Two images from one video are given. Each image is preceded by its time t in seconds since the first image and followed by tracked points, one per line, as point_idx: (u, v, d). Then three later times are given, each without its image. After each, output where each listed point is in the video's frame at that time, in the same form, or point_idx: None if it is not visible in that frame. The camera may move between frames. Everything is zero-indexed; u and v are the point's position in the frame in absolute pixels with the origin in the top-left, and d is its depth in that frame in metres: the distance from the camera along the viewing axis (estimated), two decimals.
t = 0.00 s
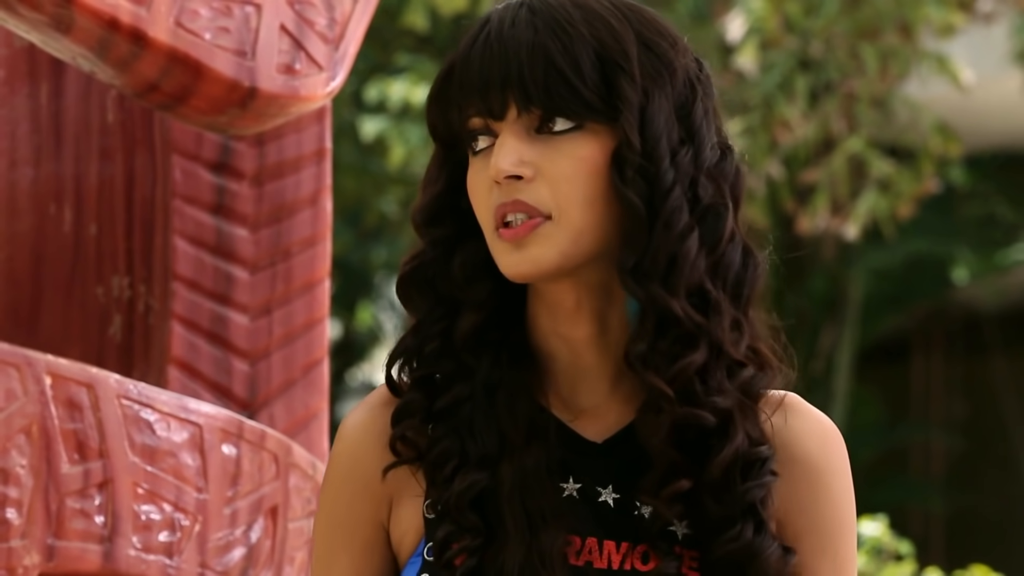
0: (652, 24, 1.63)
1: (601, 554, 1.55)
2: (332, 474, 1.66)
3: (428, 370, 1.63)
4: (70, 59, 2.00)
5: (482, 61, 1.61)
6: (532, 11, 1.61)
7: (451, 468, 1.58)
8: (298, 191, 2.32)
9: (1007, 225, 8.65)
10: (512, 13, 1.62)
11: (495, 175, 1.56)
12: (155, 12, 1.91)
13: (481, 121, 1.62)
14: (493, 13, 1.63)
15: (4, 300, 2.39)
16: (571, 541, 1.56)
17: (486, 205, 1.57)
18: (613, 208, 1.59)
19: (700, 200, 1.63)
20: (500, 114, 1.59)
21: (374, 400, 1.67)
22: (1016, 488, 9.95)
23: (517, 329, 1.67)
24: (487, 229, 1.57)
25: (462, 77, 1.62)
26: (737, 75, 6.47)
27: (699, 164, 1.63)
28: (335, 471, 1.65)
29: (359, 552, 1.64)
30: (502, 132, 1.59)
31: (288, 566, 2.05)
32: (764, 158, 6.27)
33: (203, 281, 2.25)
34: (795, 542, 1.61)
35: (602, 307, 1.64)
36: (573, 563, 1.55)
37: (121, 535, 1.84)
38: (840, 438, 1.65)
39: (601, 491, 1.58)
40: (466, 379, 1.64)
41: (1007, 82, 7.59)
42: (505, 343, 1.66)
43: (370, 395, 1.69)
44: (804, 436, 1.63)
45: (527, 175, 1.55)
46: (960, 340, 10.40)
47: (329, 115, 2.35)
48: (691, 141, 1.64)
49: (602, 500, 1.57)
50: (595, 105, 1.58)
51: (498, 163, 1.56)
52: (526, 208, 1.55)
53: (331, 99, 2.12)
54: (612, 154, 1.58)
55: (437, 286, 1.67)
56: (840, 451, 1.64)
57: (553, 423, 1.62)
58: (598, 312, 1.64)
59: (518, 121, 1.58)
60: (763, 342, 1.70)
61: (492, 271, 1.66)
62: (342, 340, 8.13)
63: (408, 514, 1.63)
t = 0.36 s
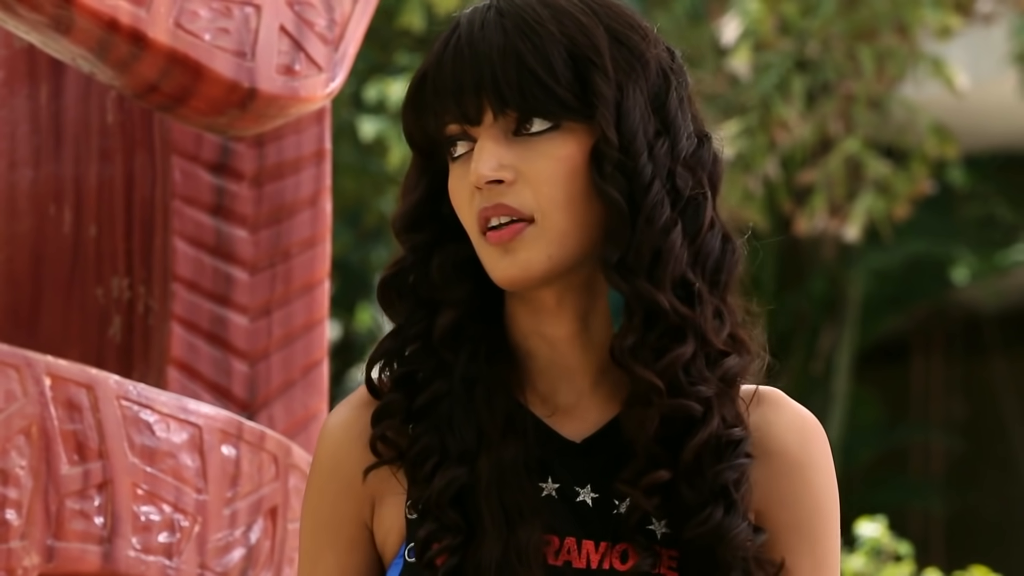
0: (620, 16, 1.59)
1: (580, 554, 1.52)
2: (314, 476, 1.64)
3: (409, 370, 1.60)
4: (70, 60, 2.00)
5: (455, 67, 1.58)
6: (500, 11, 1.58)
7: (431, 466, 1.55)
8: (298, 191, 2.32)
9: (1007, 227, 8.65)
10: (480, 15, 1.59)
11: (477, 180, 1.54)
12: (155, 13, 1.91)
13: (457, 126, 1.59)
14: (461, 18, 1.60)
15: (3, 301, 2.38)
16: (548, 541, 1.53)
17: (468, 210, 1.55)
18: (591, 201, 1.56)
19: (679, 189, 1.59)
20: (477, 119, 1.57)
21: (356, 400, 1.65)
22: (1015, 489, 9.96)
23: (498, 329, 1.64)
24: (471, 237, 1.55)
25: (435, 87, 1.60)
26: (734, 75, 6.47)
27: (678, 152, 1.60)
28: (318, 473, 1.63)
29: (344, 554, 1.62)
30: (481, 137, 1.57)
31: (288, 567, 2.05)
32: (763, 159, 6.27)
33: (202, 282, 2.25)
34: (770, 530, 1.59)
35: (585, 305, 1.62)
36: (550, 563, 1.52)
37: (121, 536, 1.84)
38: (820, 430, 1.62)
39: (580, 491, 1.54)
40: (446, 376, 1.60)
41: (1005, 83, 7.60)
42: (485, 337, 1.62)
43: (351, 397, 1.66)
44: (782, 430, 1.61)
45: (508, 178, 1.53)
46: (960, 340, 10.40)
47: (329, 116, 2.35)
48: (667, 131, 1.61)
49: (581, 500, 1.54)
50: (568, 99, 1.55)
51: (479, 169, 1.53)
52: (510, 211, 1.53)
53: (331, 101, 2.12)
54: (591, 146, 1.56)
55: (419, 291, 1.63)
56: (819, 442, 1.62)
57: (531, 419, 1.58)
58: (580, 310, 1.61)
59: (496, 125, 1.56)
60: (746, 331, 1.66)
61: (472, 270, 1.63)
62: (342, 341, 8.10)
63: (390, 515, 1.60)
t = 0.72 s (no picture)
0: (614, 18, 1.60)
1: (569, 552, 1.52)
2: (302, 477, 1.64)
3: (398, 370, 1.61)
4: (70, 61, 2.00)
5: (445, 64, 1.58)
6: (494, 10, 1.58)
7: (419, 465, 1.55)
8: (298, 193, 2.32)
9: (1006, 228, 8.65)
10: (473, 12, 1.59)
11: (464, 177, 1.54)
12: (156, 14, 1.92)
13: (446, 122, 1.59)
14: (454, 14, 1.60)
15: (4, 302, 2.38)
16: (538, 540, 1.52)
17: (456, 207, 1.55)
18: (581, 202, 1.56)
19: (669, 191, 1.59)
20: (466, 115, 1.56)
21: (344, 398, 1.66)
22: (1014, 491, 9.97)
23: (488, 328, 1.64)
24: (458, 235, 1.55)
25: (425, 79, 1.60)
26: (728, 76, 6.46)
27: (668, 156, 1.60)
28: (306, 473, 1.64)
29: (332, 555, 1.62)
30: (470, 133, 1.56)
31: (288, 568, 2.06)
32: (752, 159, 6.28)
33: (202, 283, 2.25)
34: (761, 533, 1.59)
35: (574, 304, 1.62)
36: (540, 562, 1.52)
37: (121, 537, 1.84)
38: (809, 429, 1.62)
39: (569, 489, 1.54)
40: (434, 374, 1.60)
41: (1002, 84, 7.60)
42: (476, 335, 1.63)
43: (340, 397, 1.66)
44: (772, 431, 1.60)
45: (496, 176, 1.53)
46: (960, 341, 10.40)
47: (329, 117, 2.35)
48: (657, 134, 1.61)
49: (570, 498, 1.54)
50: (558, 98, 1.55)
51: (467, 165, 1.53)
52: (497, 210, 1.53)
53: (331, 102, 2.12)
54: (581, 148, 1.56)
55: (409, 289, 1.64)
56: (809, 443, 1.61)
57: (519, 419, 1.58)
58: (567, 312, 1.61)
59: (485, 121, 1.56)
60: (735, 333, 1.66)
61: (462, 270, 1.64)
62: (341, 343, 8.08)
63: (379, 514, 1.60)
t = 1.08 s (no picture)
0: (604, 16, 1.60)
1: (549, 544, 1.51)
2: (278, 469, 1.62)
3: (376, 361, 1.60)
4: (70, 61, 2.00)
5: (435, 54, 1.58)
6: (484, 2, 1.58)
7: (399, 456, 1.54)
8: (298, 193, 2.32)
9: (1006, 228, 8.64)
10: (464, 4, 1.59)
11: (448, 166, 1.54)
12: (155, 13, 1.92)
13: (433, 112, 1.59)
14: (444, 6, 1.60)
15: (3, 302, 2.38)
16: (518, 533, 1.51)
17: (438, 197, 1.55)
18: (566, 197, 1.56)
19: (654, 190, 1.60)
20: (454, 106, 1.56)
21: (321, 392, 1.65)
22: (1014, 491, 9.98)
23: (464, 320, 1.64)
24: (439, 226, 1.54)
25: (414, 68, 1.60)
26: (726, 75, 6.45)
27: (654, 154, 1.60)
28: (282, 465, 1.62)
29: (306, 548, 1.61)
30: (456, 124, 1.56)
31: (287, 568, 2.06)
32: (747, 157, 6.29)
33: (202, 282, 2.25)
34: (742, 528, 1.59)
35: (553, 298, 1.61)
36: (520, 555, 1.51)
37: (121, 537, 1.84)
38: (788, 422, 1.62)
39: (548, 481, 1.54)
40: (413, 366, 1.60)
41: (1002, 85, 7.61)
42: (456, 328, 1.63)
43: (317, 391, 1.66)
44: (750, 424, 1.60)
45: (481, 167, 1.53)
46: (960, 341, 10.38)
47: (329, 117, 2.35)
48: (644, 133, 1.61)
49: (549, 490, 1.53)
50: (544, 92, 1.55)
51: (452, 155, 1.53)
52: (481, 201, 1.53)
53: (331, 102, 2.12)
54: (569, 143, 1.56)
55: (388, 280, 1.64)
56: (787, 434, 1.61)
57: (500, 411, 1.58)
58: (548, 308, 1.61)
59: (471, 114, 1.56)
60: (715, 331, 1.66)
61: (443, 263, 1.64)
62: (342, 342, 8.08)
63: (355, 505, 1.59)
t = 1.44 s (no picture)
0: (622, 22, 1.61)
1: (531, 534, 1.51)
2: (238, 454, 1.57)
3: (348, 340, 1.57)
4: (70, 59, 2.00)
5: (458, 26, 1.56)
6: None
7: (376, 443, 1.52)
8: (298, 191, 2.31)
9: (1006, 225, 8.63)
10: None
11: (453, 144, 1.52)
12: (155, 12, 1.92)
13: (440, 85, 1.56)
14: None
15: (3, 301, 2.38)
16: (500, 523, 1.50)
17: (438, 172, 1.52)
18: (572, 188, 1.56)
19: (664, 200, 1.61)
20: (468, 81, 1.54)
21: (286, 375, 1.60)
22: (1014, 490, 9.99)
23: (437, 301, 1.62)
24: (435, 206, 1.52)
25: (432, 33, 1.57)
26: (725, 72, 6.44)
27: (662, 163, 1.62)
28: (244, 451, 1.57)
29: (266, 530, 1.57)
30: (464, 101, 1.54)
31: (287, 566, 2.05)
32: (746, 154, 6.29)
33: (202, 280, 2.25)
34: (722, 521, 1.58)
35: (533, 288, 1.59)
36: (503, 545, 1.50)
37: (121, 535, 1.84)
38: (756, 412, 1.61)
39: (527, 471, 1.52)
40: (390, 350, 1.57)
41: (1001, 83, 7.60)
42: (431, 316, 1.60)
43: (282, 373, 1.61)
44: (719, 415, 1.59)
45: (492, 145, 1.51)
46: (959, 339, 10.35)
47: (329, 115, 2.34)
48: (651, 140, 1.62)
49: (528, 480, 1.52)
50: (565, 92, 1.55)
51: (464, 132, 1.51)
52: (486, 179, 1.51)
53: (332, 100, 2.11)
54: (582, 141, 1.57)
55: (363, 254, 1.61)
56: (755, 425, 1.60)
57: (478, 400, 1.56)
58: (526, 298, 1.59)
59: (483, 93, 1.54)
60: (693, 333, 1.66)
61: (421, 245, 1.61)
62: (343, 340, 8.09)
63: (323, 494, 1.55)
